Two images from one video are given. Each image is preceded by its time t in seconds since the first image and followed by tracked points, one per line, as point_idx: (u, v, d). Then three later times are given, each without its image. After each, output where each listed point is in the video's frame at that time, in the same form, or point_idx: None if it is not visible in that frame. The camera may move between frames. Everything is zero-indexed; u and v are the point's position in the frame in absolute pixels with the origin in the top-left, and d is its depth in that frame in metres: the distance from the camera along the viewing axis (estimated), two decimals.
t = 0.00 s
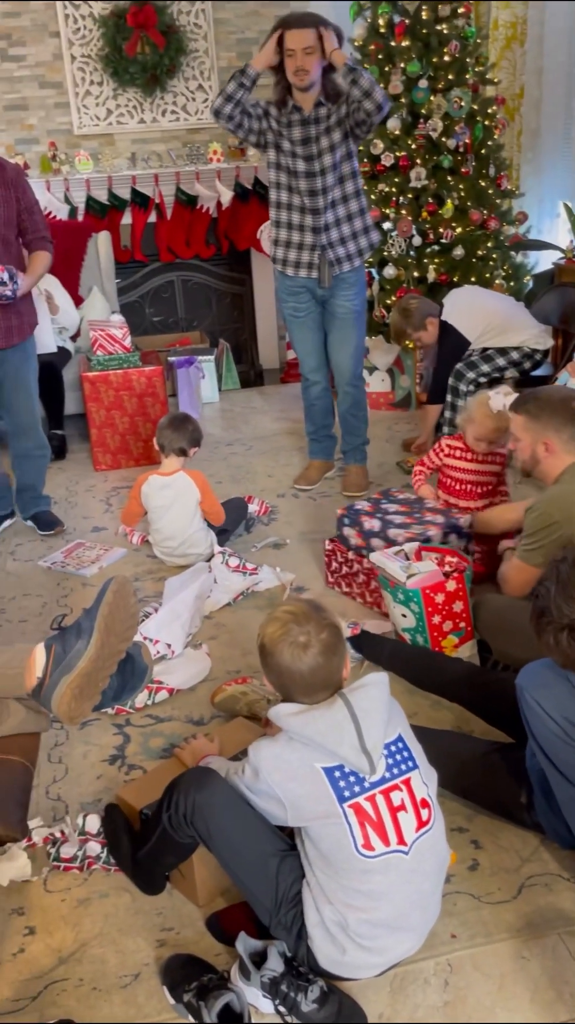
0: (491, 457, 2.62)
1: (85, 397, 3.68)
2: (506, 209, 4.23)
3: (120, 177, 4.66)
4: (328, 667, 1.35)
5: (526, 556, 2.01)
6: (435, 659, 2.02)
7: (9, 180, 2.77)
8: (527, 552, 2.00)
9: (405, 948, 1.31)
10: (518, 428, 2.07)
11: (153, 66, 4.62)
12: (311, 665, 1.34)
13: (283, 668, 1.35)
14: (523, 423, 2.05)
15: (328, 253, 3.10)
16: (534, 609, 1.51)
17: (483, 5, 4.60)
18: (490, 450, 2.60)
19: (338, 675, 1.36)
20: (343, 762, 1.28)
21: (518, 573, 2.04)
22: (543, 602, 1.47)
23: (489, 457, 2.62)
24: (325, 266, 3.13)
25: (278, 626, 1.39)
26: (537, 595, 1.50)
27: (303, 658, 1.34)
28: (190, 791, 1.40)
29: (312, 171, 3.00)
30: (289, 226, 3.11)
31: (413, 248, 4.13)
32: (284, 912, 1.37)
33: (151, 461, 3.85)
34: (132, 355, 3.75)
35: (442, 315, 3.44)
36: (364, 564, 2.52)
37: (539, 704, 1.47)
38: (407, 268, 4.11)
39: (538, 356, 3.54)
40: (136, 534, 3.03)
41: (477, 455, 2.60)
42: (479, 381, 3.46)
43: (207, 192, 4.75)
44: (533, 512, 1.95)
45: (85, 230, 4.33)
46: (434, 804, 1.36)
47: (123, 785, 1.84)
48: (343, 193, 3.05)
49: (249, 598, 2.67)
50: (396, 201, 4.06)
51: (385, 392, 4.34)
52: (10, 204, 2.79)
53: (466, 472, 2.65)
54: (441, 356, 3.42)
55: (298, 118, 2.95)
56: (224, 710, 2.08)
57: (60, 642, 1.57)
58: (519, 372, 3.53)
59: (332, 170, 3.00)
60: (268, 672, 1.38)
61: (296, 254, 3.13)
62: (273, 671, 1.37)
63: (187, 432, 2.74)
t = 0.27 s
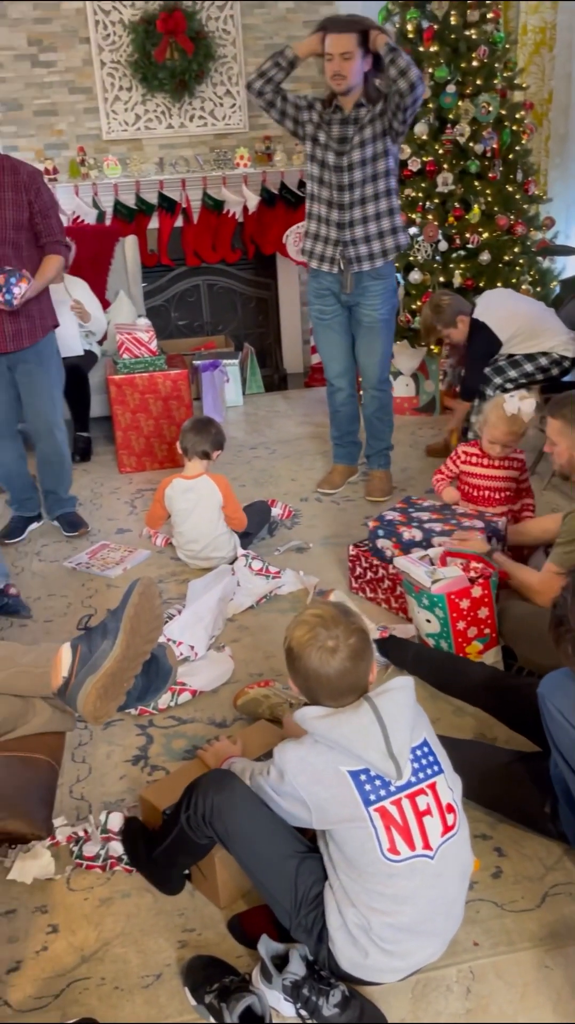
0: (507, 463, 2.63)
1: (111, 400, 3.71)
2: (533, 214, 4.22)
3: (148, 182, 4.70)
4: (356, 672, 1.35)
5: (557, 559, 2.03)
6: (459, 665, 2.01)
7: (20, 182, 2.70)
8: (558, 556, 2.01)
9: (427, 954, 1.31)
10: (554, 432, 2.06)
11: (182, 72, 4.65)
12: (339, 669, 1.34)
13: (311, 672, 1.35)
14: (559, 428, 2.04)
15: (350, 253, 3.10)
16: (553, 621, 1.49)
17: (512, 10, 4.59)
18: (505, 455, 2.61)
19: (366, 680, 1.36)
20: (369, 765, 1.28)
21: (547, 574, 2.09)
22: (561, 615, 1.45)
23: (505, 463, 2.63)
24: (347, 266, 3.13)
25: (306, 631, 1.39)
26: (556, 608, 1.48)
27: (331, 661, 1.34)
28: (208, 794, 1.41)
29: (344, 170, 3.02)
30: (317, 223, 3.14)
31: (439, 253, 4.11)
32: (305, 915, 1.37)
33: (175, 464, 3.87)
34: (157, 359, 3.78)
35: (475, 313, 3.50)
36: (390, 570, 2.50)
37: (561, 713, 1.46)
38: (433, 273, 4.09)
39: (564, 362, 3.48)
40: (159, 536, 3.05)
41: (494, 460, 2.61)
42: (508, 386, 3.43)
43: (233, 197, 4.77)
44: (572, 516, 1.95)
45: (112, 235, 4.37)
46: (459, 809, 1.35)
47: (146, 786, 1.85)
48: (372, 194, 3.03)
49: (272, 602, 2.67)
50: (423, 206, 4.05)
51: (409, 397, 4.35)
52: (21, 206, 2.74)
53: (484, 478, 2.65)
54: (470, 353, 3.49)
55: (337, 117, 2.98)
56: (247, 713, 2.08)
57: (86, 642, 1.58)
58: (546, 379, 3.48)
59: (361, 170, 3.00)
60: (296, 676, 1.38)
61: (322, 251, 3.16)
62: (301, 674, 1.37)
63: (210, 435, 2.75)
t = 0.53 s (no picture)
0: (524, 469, 2.60)
1: (133, 401, 3.72)
2: (558, 218, 4.20)
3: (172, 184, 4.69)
4: (378, 678, 1.34)
5: None
6: (480, 672, 1.99)
7: (27, 182, 2.66)
8: None
9: (446, 962, 1.30)
10: None
11: (207, 75, 4.67)
12: (360, 675, 1.33)
13: (332, 677, 1.35)
14: None
15: (369, 260, 3.12)
16: None
17: (538, 13, 4.57)
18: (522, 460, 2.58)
19: (387, 687, 1.35)
20: (389, 772, 1.27)
21: None
22: None
23: (522, 468, 2.60)
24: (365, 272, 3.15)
25: (327, 636, 1.38)
26: None
27: (353, 667, 1.33)
28: (230, 794, 1.41)
29: (372, 179, 3.04)
30: (342, 228, 3.16)
31: (462, 257, 4.08)
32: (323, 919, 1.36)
33: (196, 466, 3.88)
34: (180, 361, 3.79)
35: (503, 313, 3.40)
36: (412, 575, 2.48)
37: None
38: (456, 277, 4.07)
39: None
40: (180, 538, 3.05)
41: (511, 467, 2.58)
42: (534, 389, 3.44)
43: (257, 200, 4.78)
44: None
45: (136, 238, 4.39)
46: (480, 818, 1.34)
47: (165, 787, 1.85)
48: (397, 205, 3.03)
49: (292, 605, 2.66)
50: (447, 210, 4.04)
51: (431, 401, 4.35)
52: (27, 206, 2.69)
53: (501, 486, 2.61)
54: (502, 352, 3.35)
55: (371, 124, 3.00)
56: (266, 716, 2.08)
57: (108, 642, 1.59)
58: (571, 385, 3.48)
59: (388, 180, 3.02)
60: (317, 681, 1.38)
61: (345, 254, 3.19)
62: (322, 679, 1.36)
63: (229, 437, 2.75)
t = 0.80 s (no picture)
0: (550, 474, 2.58)
1: (154, 402, 3.73)
2: None
3: (195, 186, 4.71)
4: (393, 685, 1.34)
5: None
6: (500, 677, 1.98)
7: (36, 186, 2.68)
8: None
9: (463, 969, 1.29)
10: None
11: (231, 78, 4.68)
12: (374, 682, 1.33)
13: (347, 683, 1.35)
14: None
15: (391, 275, 3.14)
16: None
17: (565, 16, 4.56)
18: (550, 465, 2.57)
19: (402, 694, 1.35)
20: (406, 779, 1.27)
21: None
22: None
23: (549, 474, 2.58)
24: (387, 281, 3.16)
25: (341, 642, 1.38)
26: None
27: (367, 673, 1.33)
28: (252, 789, 1.41)
29: (399, 190, 3.06)
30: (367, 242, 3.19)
31: (485, 261, 4.06)
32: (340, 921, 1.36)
33: (216, 468, 3.89)
34: (201, 363, 3.80)
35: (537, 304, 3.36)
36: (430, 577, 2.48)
37: None
38: (478, 280, 4.05)
39: None
40: (200, 539, 3.06)
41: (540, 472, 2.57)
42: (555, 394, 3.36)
43: (279, 202, 4.79)
44: None
45: (158, 240, 4.41)
46: (498, 825, 1.33)
47: (182, 788, 1.85)
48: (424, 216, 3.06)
49: (311, 607, 2.66)
50: (470, 213, 4.03)
51: (452, 404, 4.33)
52: (36, 211, 2.70)
53: (529, 492, 2.60)
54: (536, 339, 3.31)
55: (397, 135, 3.01)
56: (284, 718, 2.07)
57: (128, 642, 1.59)
58: None
59: (419, 204, 3.05)
60: (333, 687, 1.38)
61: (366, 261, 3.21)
62: (338, 685, 1.37)
63: (251, 438, 2.76)
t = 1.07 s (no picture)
0: None
1: (174, 402, 3.74)
2: None
3: (217, 187, 4.75)
4: (408, 690, 1.33)
5: None
6: (520, 682, 1.97)
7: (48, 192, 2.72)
8: None
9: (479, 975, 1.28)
10: None
11: (255, 79, 4.69)
12: (389, 687, 1.32)
13: (361, 688, 1.34)
14: None
15: (419, 279, 3.12)
16: None
17: None
18: None
19: (418, 699, 1.34)
20: (422, 784, 1.26)
21: None
22: None
23: None
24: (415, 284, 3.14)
25: (356, 647, 1.37)
26: None
27: (382, 678, 1.33)
28: (273, 789, 1.41)
29: (418, 192, 3.04)
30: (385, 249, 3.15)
31: (507, 263, 4.04)
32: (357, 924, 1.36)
33: (236, 468, 3.89)
34: (221, 363, 3.80)
35: None
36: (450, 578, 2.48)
37: None
38: (500, 282, 4.03)
39: None
40: (218, 539, 3.06)
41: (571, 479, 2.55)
42: None
43: (301, 203, 4.79)
44: None
45: (181, 240, 4.42)
46: (516, 831, 1.32)
47: (200, 787, 1.85)
48: (447, 215, 3.06)
49: (329, 609, 2.66)
50: (493, 215, 4.02)
51: (473, 407, 4.31)
52: (48, 216, 2.74)
53: (562, 498, 2.57)
54: None
55: (409, 138, 2.98)
56: (302, 719, 2.07)
57: (148, 641, 1.60)
58: None
59: (438, 205, 3.04)
60: (348, 692, 1.37)
61: (384, 267, 3.16)
62: (353, 690, 1.36)
63: (273, 438, 2.76)
